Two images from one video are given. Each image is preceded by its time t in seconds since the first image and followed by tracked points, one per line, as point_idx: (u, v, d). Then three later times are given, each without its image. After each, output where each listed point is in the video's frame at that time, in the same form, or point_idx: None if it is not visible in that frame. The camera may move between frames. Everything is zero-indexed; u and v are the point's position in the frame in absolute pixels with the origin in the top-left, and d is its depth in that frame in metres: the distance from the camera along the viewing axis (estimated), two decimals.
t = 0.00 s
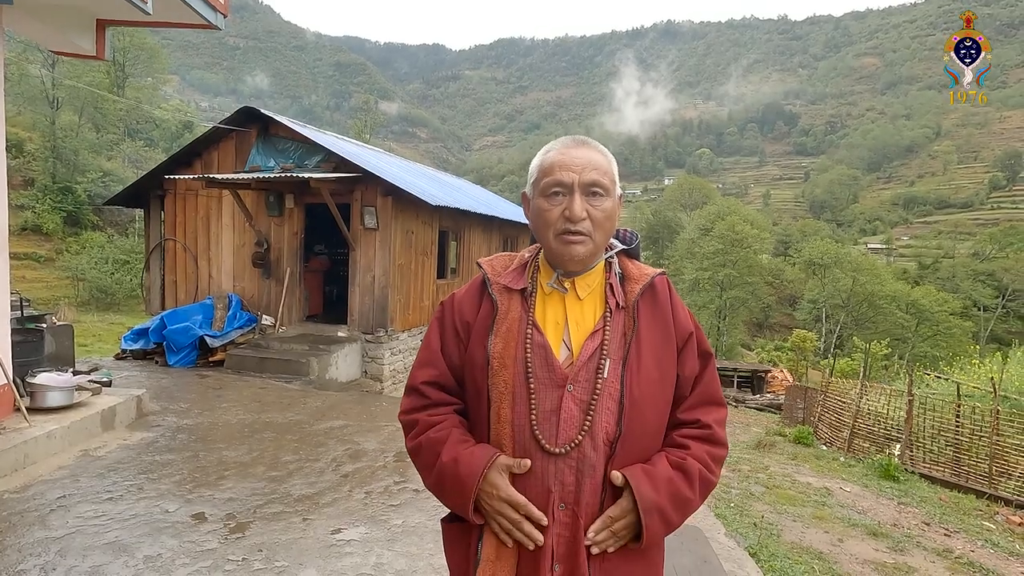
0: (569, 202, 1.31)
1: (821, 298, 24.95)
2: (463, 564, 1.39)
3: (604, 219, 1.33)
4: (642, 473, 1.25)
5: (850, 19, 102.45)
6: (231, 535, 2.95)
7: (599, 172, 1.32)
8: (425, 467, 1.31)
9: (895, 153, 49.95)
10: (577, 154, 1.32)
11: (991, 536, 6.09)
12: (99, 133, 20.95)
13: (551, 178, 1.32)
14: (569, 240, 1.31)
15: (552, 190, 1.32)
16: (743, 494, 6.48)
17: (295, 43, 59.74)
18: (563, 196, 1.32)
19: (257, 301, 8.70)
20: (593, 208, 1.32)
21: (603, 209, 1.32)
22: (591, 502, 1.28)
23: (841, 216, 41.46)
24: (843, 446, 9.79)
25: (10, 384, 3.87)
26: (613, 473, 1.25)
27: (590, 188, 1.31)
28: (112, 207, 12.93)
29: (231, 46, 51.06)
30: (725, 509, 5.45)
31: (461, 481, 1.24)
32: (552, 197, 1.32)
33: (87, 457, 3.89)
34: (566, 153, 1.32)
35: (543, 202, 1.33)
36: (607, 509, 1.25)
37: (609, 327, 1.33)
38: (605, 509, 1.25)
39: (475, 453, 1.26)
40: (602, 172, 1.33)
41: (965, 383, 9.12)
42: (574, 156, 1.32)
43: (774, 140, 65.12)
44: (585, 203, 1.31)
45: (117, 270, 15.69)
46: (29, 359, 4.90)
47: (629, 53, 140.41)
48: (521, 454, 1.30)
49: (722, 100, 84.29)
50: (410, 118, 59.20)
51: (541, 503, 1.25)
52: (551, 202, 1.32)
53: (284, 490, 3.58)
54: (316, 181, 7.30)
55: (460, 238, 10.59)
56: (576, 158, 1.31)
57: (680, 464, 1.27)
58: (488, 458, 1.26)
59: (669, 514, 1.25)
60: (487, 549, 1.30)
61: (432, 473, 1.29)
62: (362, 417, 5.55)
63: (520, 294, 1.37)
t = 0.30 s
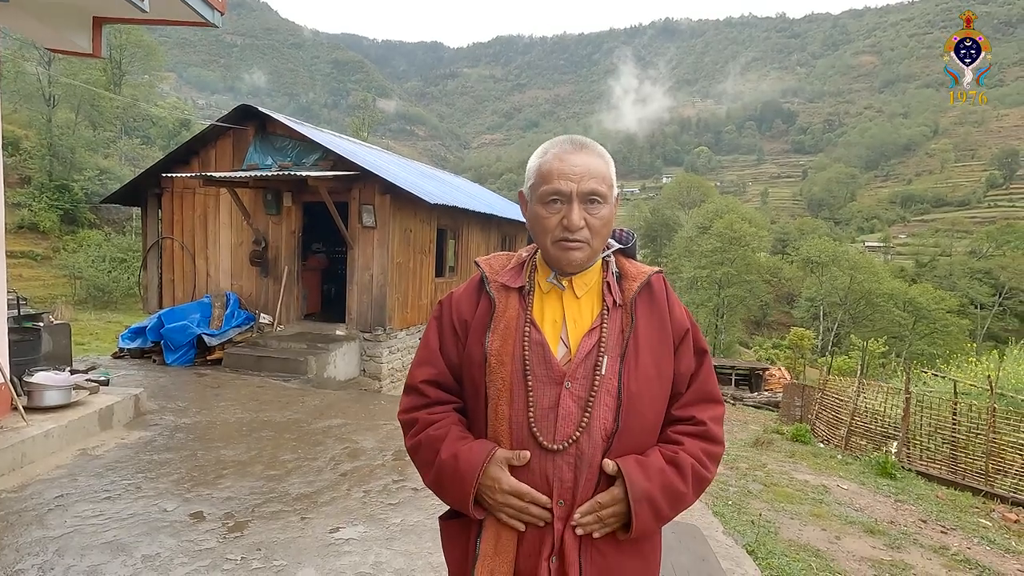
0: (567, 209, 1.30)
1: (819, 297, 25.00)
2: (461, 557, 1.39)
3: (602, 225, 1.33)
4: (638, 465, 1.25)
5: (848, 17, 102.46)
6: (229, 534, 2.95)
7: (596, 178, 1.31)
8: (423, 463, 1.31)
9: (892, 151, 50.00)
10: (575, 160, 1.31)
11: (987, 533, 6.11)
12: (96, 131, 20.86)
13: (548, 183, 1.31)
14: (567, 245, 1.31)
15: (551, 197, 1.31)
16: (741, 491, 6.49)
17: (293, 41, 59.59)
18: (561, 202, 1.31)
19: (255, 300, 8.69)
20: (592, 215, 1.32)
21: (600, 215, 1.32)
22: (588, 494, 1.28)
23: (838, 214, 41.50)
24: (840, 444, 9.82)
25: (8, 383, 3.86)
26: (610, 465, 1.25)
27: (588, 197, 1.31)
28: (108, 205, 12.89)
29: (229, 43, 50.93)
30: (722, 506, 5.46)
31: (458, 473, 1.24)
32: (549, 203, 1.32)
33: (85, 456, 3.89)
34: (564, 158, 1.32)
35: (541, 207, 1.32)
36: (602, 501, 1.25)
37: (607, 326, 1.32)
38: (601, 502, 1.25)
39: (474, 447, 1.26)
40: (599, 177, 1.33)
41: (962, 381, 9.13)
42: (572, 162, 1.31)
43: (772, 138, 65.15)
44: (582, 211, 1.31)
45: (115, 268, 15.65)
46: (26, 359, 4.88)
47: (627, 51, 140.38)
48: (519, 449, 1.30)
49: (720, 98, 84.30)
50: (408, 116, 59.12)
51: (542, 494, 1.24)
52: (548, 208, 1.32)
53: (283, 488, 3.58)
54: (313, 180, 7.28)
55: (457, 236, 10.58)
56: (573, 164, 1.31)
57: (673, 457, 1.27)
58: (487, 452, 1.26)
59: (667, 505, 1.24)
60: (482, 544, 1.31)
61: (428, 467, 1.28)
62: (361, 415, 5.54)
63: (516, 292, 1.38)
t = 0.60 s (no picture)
0: (569, 216, 1.30)
1: (817, 295, 25.05)
2: (462, 553, 1.40)
3: (603, 229, 1.33)
4: (638, 462, 1.26)
5: (847, 16, 102.48)
6: (229, 533, 2.95)
7: (596, 183, 1.31)
8: (425, 460, 1.31)
9: (891, 150, 50.02)
10: (576, 165, 1.31)
11: (985, 531, 6.13)
12: (93, 129, 20.79)
13: (550, 189, 1.31)
14: (567, 250, 1.32)
15: (552, 204, 1.31)
16: (739, 489, 6.51)
17: (291, 39, 59.44)
18: (562, 207, 1.31)
19: (254, 299, 8.67)
20: (593, 221, 1.32)
21: (601, 220, 1.33)
22: (589, 493, 1.28)
23: (837, 212, 41.53)
24: (839, 442, 9.85)
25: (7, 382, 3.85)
26: (609, 462, 1.25)
27: (588, 204, 1.31)
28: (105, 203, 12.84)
29: (226, 41, 50.76)
30: (721, 504, 5.47)
31: (460, 471, 1.24)
32: (550, 208, 1.32)
33: (84, 456, 3.89)
34: (565, 162, 1.32)
35: (542, 213, 1.33)
36: (601, 498, 1.25)
37: (607, 326, 1.33)
38: (601, 499, 1.25)
39: (476, 445, 1.27)
40: (599, 182, 1.33)
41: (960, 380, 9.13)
42: (574, 167, 1.31)
43: (771, 136, 65.15)
44: (583, 217, 1.31)
45: (112, 267, 15.62)
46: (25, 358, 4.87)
47: (625, 49, 140.27)
48: (520, 448, 1.30)
49: (718, 97, 84.34)
50: (406, 114, 59.01)
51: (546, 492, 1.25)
52: (549, 215, 1.32)
53: (283, 488, 3.58)
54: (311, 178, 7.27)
55: (456, 235, 10.57)
56: (575, 169, 1.31)
57: (673, 455, 1.27)
58: (488, 452, 1.26)
59: (667, 501, 1.25)
60: (484, 541, 1.32)
61: (429, 465, 1.29)
62: (360, 414, 5.54)
63: (517, 293, 1.38)
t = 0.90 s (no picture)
0: (565, 218, 1.32)
1: (815, 293, 25.09)
2: (460, 552, 1.41)
3: (598, 230, 1.35)
4: (634, 459, 1.27)
5: (845, 14, 102.60)
6: (228, 533, 2.96)
7: (591, 189, 1.32)
8: (422, 458, 1.32)
9: (889, 148, 50.06)
10: (571, 166, 1.32)
11: (981, 529, 6.16)
12: (90, 128, 20.73)
13: (545, 193, 1.32)
14: (564, 253, 1.33)
15: (547, 205, 1.33)
16: (737, 488, 6.53)
17: (289, 37, 59.22)
18: (558, 210, 1.33)
19: (252, 298, 8.67)
20: (588, 221, 1.33)
21: (596, 223, 1.34)
22: (587, 494, 1.29)
23: (835, 211, 41.54)
24: (836, 440, 9.89)
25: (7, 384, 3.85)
26: (607, 457, 1.26)
27: (584, 204, 1.32)
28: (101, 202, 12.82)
29: (224, 39, 50.63)
30: (718, 502, 5.49)
31: (458, 469, 1.25)
32: (546, 211, 1.33)
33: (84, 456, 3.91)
34: (561, 165, 1.33)
35: (537, 215, 1.34)
36: (600, 498, 1.26)
37: (603, 327, 1.35)
38: (602, 497, 1.26)
39: (475, 440, 1.28)
40: (595, 186, 1.34)
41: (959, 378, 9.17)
42: (570, 171, 1.32)
43: (769, 135, 65.17)
44: (579, 219, 1.33)
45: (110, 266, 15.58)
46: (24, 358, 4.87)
47: (624, 47, 140.12)
48: (518, 448, 1.31)
49: (716, 95, 84.32)
50: (404, 112, 58.94)
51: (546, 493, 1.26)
52: (544, 216, 1.33)
53: (281, 487, 3.59)
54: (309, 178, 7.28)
55: (455, 234, 10.57)
56: (571, 171, 1.32)
57: (670, 453, 1.29)
58: (488, 451, 1.27)
59: (664, 497, 1.25)
60: (483, 542, 1.33)
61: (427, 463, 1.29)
62: (359, 413, 5.55)
63: (515, 295, 1.39)
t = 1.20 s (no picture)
0: (563, 227, 1.33)
1: (813, 292, 25.14)
2: (460, 551, 1.43)
3: (597, 240, 1.36)
4: (627, 445, 1.27)
5: (844, 12, 102.54)
6: (228, 532, 2.97)
7: (589, 197, 1.34)
8: (426, 447, 1.33)
9: (887, 147, 50.10)
10: (571, 175, 1.33)
11: (978, 526, 6.18)
12: (88, 127, 20.71)
13: (544, 202, 1.33)
14: (563, 262, 1.34)
15: (545, 215, 1.34)
16: (735, 485, 6.54)
17: (287, 35, 59.09)
18: (556, 221, 1.34)
19: (252, 297, 8.67)
20: (586, 231, 1.34)
21: (595, 232, 1.35)
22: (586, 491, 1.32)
23: (833, 209, 41.55)
24: (834, 438, 9.91)
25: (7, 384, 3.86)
26: (600, 442, 1.28)
27: (583, 213, 1.33)
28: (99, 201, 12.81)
29: (222, 38, 50.53)
30: (717, 501, 5.49)
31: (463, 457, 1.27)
32: (544, 221, 1.34)
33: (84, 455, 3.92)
34: (560, 173, 1.34)
35: (536, 224, 1.35)
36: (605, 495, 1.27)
37: (601, 333, 1.36)
38: (588, 480, 1.27)
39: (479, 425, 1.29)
40: (594, 195, 1.35)
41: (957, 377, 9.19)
42: (569, 179, 1.33)
43: (768, 133, 65.18)
44: (577, 228, 1.34)
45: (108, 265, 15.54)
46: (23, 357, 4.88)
47: (623, 45, 139.91)
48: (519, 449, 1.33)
49: (715, 94, 84.29)
50: (403, 111, 58.91)
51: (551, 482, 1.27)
52: (543, 225, 1.34)
53: (282, 486, 3.60)
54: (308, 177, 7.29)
55: (454, 233, 10.58)
56: (569, 182, 1.33)
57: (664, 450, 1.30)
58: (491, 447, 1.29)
59: (661, 489, 1.25)
60: (485, 536, 1.34)
61: (434, 458, 1.31)
62: (358, 413, 5.56)
63: (516, 299, 1.41)
